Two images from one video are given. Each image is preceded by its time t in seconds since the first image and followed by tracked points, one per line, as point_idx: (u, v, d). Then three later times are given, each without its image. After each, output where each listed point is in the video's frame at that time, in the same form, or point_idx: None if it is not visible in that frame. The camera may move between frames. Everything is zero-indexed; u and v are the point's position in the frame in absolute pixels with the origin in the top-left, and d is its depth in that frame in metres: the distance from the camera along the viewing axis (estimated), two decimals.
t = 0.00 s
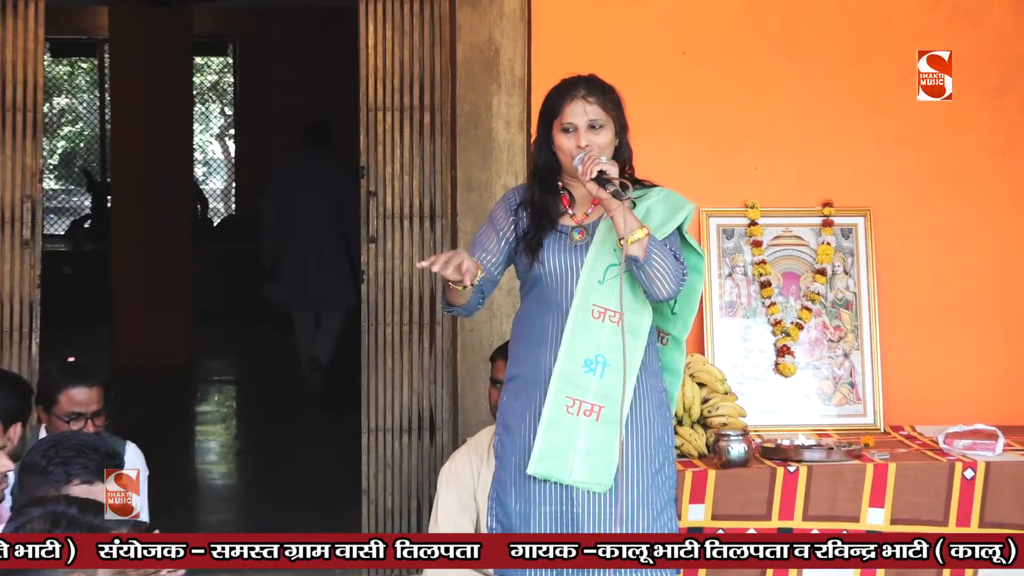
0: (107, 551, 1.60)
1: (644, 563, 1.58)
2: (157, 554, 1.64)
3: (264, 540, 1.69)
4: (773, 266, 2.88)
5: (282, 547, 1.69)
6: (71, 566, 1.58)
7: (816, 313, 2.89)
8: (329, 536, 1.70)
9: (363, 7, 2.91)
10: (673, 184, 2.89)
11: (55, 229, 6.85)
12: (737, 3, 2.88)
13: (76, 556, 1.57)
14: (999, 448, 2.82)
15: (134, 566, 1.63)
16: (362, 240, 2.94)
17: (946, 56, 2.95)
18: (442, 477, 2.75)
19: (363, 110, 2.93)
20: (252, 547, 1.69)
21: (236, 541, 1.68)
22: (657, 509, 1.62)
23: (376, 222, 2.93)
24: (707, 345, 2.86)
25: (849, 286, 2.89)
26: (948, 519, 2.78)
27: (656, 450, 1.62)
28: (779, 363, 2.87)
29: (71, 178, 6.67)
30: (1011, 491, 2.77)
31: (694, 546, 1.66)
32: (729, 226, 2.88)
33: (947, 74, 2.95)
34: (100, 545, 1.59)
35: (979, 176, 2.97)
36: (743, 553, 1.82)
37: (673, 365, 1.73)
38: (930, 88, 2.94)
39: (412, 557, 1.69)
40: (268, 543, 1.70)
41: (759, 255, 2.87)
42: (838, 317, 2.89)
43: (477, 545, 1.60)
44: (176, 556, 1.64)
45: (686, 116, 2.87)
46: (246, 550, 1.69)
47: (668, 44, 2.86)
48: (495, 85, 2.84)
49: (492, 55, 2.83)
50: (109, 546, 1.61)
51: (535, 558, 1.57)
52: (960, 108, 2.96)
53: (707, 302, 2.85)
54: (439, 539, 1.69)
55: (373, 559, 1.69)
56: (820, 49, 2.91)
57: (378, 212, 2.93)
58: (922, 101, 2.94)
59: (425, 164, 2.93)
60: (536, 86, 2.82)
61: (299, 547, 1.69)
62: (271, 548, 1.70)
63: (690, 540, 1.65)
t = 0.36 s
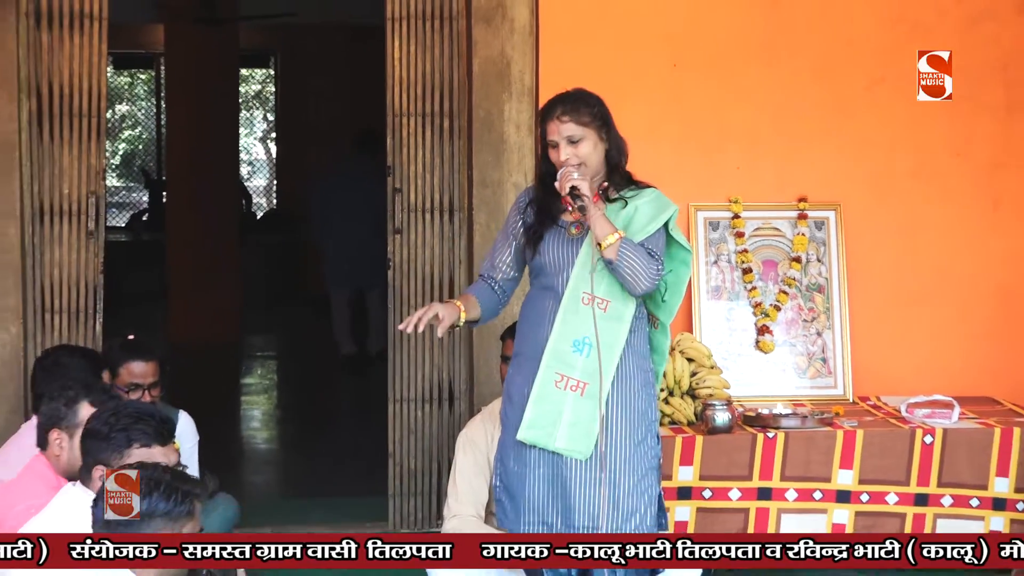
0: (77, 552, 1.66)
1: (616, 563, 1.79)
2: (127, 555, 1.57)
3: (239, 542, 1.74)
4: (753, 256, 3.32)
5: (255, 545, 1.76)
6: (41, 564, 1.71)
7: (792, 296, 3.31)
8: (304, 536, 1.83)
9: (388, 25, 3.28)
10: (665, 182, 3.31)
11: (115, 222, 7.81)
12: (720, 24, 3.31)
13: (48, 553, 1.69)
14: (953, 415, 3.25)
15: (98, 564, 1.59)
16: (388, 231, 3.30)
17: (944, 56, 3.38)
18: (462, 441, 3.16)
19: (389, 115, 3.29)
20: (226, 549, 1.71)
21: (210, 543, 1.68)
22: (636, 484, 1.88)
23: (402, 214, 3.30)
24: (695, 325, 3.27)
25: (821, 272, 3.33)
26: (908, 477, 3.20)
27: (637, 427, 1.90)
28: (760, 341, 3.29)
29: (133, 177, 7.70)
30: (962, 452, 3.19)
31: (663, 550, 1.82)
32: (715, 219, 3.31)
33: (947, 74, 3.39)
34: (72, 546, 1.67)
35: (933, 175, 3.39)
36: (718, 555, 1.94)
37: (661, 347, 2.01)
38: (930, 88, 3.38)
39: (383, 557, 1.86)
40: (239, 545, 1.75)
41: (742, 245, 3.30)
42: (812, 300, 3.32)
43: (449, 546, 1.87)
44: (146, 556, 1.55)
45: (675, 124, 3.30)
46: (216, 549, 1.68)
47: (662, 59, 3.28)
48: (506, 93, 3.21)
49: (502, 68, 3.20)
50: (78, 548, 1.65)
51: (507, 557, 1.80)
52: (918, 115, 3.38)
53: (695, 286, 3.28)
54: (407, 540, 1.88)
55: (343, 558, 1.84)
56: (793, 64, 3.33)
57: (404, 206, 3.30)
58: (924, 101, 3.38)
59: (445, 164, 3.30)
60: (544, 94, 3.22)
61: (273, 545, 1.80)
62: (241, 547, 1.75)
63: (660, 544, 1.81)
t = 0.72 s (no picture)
0: (49, 552, 1.80)
1: (588, 561, 2.07)
2: (101, 553, 1.80)
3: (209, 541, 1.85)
4: (741, 244, 3.68)
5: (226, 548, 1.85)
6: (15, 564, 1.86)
7: (776, 281, 3.67)
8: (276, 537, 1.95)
9: (409, 34, 3.58)
10: (661, 175, 3.66)
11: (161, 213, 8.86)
12: (710, 33, 3.64)
13: (21, 553, 1.83)
14: (923, 390, 3.58)
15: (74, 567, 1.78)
16: (409, 222, 3.62)
17: (940, 56, 3.70)
18: (475, 411, 3.54)
19: (410, 116, 3.60)
20: (194, 548, 1.83)
21: (180, 542, 1.82)
22: (639, 451, 2.23)
23: (421, 206, 3.62)
24: (688, 307, 3.63)
25: (803, 259, 3.68)
26: (883, 446, 3.52)
27: (639, 400, 2.23)
28: (747, 322, 3.64)
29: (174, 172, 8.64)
30: (931, 423, 3.51)
31: (636, 551, 2.07)
32: (706, 210, 3.67)
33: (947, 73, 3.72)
34: (44, 546, 1.80)
35: (906, 170, 3.72)
36: (691, 557, 2.09)
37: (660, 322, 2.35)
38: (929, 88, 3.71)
39: (354, 556, 2.02)
40: (211, 543, 1.85)
41: (730, 234, 3.66)
42: (794, 285, 3.67)
43: (419, 550, 2.06)
44: (119, 556, 1.80)
45: (669, 124, 3.64)
46: (190, 550, 1.83)
47: (657, 64, 3.62)
48: (517, 96, 3.54)
49: (512, 73, 3.53)
50: (51, 548, 1.79)
51: (477, 556, 2.05)
52: (892, 115, 3.70)
53: (688, 272, 3.64)
54: (379, 541, 2.05)
55: (315, 557, 1.99)
56: (778, 68, 3.66)
57: (423, 198, 3.62)
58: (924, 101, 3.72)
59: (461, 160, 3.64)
60: (551, 97, 3.56)
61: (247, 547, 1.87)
62: (215, 548, 1.86)
63: (631, 545, 2.09)
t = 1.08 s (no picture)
0: (21, 551, 2.23)
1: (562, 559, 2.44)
2: (72, 554, 2.15)
3: (184, 540, 2.06)
4: (727, 234, 4.14)
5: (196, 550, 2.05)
6: None
7: (759, 268, 4.13)
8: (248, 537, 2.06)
9: (430, 46, 3.99)
10: (656, 172, 4.11)
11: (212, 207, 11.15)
12: (701, 45, 4.08)
13: None
14: (889, 364, 4.02)
15: (44, 561, 2.21)
16: (429, 215, 4.04)
17: (943, 57, 4.18)
18: (486, 384, 3.98)
19: (430, 120, 4.01)
20: (166, 548, 2.06)
21: (151, 542, 2.06)
22: (637, 422, 2.77)
23: (442, 200, 4.05)
24: (680, 290, 4.09)
25: (782, 248, 4.14)
26: (853, 415, 3.95)
27: (637, 377, 2.77)
28: (732, 304, 4.10)
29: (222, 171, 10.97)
30: (897, 395, 3.94)
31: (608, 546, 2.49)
32: (696, 204, 4.12)
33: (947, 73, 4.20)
34: (17, 546, 2.24)
35: (874, 168, 4.20)
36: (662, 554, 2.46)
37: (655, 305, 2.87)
38: (930, 87, 4.20)
39: (326, 556, 2.18)
40: (183, 544, 2.06)
41: (717, 226, 4.12)
42: (774, 271, 4.13)
43: (391, 548, 2.24)
44: (91, 555, 2.11)
45: (664, 127, 4.10)
46: (162, 550, 2.06)
47: (653, 73, 4.07)
48: (527, 101, 3.96)
49: (523, 80, 3.94)
50: (23, 547, 2.23)
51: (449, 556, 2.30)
52: (862, 118, 4.17)
53: (681, 259, 4.10)
54: (350, 542, 2.22)
55: (287, 557, 2.11)
56: (761, 77, 4.12)
57: (443, 193, 4.05)
58: (924, 99, 4.19)
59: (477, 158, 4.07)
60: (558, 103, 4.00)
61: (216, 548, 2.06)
62: (187, 548, 2.06)
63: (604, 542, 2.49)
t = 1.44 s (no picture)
0: None
1: (532, 561, 2.29)
2: (45, 553, 2.23)
3: (157, 540, 2.18)
4: (725, 226, 4.45)
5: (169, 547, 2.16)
6: None
7: (754, 257, 4.44)
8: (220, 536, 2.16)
9: (449, 51, 4.30)
10: (659, 168, 4.42)
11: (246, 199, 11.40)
12: (702, 49, 4.38)
13: None
14: (876, 347, 4.32)
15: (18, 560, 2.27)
16: (449, 208, 4.36)
17: (945, 55, 4.49)
18: (500, 365, 4.27)
19: (449, 120, 4.33)
20: (142, 547, 2.19)
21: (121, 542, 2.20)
22: (641, 399, 3.07)
23: (460, 194, 4.37)
24: (681, 278, 4.41)
25: (776, 239, 4.46)
26: (842, 393, 4.26)
27: (641, 358, 3.07)
28: (730, 290, 4.41)
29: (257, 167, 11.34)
30: (884, 375, 4.24)
31: (580, 550, 2.34)
32: (695, 197, 4.43)
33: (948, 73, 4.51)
34: None
35: (863, 164, 4.50)
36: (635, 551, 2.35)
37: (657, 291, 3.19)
38: (931, 87, 4.50)
39: (297, 556, 2.17)
40: (156, 544, 2.18)
41: (715, 218, 4.44)
42: (768, 260, 4.45)
43: (363, 546, 2.22)
44: (63, 554, 2.22)
45: (666, 125, 4.40)
46: (133, 550, 2.19)
47: (656, 75, 4.37)
48: (538, 103, 4.27)
49: (535, 83, 4.25)
50: None
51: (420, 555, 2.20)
52: (851, 118, 4.47)
53: (682, 249, 4.41)
54: (323, 542, 2.19)
55: (258, 557, 2.17)
56: (757, 79, 4.41)
57: (461, 188, 4.37)
58: (925, 99, 4.50)
59: (492, 155, 4.39)
60: (567, 103, 4.29)
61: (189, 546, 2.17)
62: (160, 548, 2.17)
63: (577, 544, 2.35)
